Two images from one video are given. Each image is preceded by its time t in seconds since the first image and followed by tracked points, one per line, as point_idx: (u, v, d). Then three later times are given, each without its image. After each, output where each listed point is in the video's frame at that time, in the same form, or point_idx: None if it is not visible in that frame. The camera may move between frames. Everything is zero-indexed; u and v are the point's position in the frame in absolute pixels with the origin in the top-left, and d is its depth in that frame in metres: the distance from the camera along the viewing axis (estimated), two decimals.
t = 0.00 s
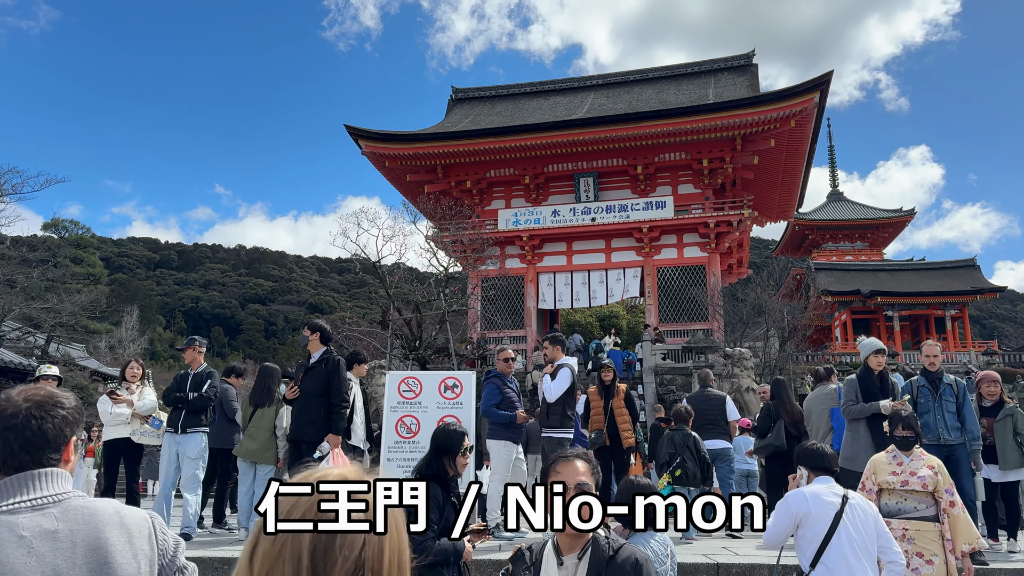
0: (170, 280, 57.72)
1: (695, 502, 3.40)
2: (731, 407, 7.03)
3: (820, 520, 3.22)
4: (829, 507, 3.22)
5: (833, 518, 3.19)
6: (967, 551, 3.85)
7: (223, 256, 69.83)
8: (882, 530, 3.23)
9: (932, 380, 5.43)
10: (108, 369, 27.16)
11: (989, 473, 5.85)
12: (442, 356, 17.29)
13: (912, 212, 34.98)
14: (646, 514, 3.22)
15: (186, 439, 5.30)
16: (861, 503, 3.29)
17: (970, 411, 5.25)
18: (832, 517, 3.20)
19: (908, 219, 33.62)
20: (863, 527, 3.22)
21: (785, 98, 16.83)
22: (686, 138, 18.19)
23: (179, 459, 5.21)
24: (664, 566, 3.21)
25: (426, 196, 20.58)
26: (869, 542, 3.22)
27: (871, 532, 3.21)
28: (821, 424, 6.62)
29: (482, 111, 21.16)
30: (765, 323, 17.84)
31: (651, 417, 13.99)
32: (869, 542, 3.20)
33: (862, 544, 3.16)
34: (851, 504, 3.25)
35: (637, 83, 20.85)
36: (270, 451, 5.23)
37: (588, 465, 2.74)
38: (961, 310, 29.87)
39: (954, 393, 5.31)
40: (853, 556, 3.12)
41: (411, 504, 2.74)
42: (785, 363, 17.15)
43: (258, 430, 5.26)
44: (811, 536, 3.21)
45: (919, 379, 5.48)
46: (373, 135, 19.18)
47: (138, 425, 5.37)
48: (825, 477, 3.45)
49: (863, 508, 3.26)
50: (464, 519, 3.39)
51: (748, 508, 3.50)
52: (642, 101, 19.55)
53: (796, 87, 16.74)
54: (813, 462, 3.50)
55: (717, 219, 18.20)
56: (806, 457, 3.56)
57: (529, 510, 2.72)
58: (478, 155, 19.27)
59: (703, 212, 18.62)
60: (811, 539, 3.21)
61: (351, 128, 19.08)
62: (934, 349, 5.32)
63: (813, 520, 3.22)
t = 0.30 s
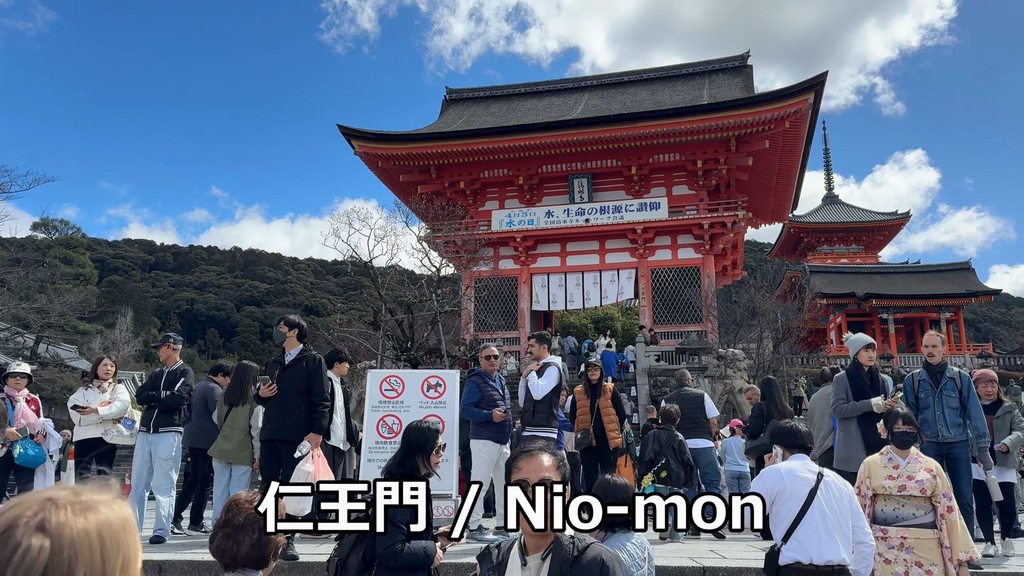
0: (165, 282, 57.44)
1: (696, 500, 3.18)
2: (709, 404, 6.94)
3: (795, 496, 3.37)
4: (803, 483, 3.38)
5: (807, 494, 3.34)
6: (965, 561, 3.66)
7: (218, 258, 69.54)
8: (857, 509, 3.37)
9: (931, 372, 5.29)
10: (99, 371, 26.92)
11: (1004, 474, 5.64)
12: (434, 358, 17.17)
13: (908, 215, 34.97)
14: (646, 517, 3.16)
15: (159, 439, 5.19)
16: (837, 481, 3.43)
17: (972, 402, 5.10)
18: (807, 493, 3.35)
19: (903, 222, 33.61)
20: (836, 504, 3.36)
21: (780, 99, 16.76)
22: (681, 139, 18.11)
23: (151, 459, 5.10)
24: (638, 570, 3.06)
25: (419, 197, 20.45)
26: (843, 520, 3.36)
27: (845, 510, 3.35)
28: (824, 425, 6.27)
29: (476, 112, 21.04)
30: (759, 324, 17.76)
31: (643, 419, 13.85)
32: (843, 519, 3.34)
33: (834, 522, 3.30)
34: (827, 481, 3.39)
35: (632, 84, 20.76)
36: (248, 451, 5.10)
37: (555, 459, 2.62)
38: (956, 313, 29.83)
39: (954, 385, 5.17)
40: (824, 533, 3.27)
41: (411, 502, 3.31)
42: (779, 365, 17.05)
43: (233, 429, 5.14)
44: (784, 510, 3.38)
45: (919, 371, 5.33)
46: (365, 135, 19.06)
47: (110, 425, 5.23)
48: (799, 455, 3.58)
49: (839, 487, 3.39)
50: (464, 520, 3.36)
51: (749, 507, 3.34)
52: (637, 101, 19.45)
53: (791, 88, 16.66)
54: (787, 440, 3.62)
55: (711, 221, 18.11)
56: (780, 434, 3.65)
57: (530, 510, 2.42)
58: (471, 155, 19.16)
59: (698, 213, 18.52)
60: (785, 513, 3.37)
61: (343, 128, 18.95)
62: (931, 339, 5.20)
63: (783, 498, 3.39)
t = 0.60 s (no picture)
0: (157, 285, 57.06)
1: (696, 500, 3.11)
2: (697, 410, 6.81)
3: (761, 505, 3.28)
4: (770, 491, 3.28)
5: (773, 502, 3.25)
6: (963, 572, 3.53)
7: (211, 261, 69.12)
8: (824, 517, 3.30)
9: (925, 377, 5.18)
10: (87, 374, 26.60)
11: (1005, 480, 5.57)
12: (425, 361, 17.02)
13: (901, 219, 35.05)
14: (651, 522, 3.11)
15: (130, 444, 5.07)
16: (803, 488, 3.33)
17: (969, 408, 4.94)
18: (773, 497, 3.27)
19: (896, 226, 33.68)
20: (805, 515, 3.27)
21: (773, 102, 16.72)
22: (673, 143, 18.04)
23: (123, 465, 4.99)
24: None
25: (411, 199, 20.31)
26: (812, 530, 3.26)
27: (813, 521, 3.26)
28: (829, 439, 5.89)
29: (468, 114, 20.94)
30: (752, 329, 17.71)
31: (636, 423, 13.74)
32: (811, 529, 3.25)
33: (801, 528, 3.23)
34: (793, 490, 3.30)
35: (625, 87, 20.71)
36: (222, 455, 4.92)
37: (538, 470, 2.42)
38: (948, 317, 29.88)
39: (948, 391, 5.05)
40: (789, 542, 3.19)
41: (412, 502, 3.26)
42: (771, 368, 16.97)
43: (208, 434, 4.99)
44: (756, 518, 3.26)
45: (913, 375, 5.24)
46: (356, 136, 18.94)
47: (81, 430, 5.07)
48: (767, 464, 3.44)
49: (807, 497, 3.30)
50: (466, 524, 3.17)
51: (749, 507, 3.20)
52: (630, 104, 19.37)
53: (784, 91, 16.62)
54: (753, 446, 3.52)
55: (704, 224, 18.03)
56: (745, 443, 3.51)
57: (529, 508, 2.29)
58: (463, 157, 19.06)
59: (691, 216, 18.43)
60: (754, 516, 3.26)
61: (334, 129, 18.81)
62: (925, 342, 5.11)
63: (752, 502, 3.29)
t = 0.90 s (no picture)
0: (148, 288, 56.63)
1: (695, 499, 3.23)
2: (693, 417, 6.72)
3: (715, 486, 3.37)
4: (724, 472, 3.35)
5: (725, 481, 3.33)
6: None
7: (203, 264, 68.67)
8: (781, 491, 3.32)
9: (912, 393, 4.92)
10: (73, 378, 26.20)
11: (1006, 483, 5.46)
12: (414, 363, 16.84)
13: (892, 224, 35.17)
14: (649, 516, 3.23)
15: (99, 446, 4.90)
16: (760, 465, 3.37)
17: (955, 424, 4.65)
18: (726, 479, 3.33)
19: (887, 231, 33.79)
20: (759, 487, 3.32)
21: (764, 104, 16.71)
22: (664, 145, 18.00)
23: (92, 467, 4.82)
24: None
25: (401, 201, 20.17)
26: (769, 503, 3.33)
27: (768, 493, 3.31)
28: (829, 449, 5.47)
29: (459, 116, 20.85)
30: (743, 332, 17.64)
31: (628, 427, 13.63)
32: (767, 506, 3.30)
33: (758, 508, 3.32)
34: (748, 468, 3.34)
35: (616, 90, 20.67)
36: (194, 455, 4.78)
37: (509, 470, 2.28)
38: (939, 322, 29.93)
39: (935, 409, 4.76)
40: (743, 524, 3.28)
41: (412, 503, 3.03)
42: (763, 372, 16.91)
43: (181, 432, 4.85)
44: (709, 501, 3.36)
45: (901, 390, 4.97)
46: (346, 137, 18.83)
47: (49, 431, 4.92)
48: (726, 443, 3.48)
49: (762, 473, 3.34)
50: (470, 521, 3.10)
51: (749, 508, 3.23)
52: (621, 107, 19.31)
53: (775, 93, 16.62)
54: (713, 429, 3.59)
55: (696, 227, 17.97)
56: (706, 422, 3.58)
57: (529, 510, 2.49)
58: (454, 159, 18.96)
59: (682, 219, 18.36)
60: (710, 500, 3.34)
61: (324, 131, 18.67)
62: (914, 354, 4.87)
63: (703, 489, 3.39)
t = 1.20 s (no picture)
0: (137, 293, 56.11)
1: (695, 499, 3.29)
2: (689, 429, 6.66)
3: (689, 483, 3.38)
4: (697, 469, 3.36)
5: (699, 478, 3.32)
6: None
7: (193, 268, 68.19)
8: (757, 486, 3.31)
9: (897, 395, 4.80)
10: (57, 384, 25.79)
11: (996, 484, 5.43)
12: (403, 368, 16.65)
13: (883, 230, 35.27)
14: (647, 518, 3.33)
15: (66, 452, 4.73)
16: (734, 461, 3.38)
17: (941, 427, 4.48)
18: (700, 476, 3.33)
19: (878, 238, 33.89)
20: (733, 481, 3.33)
21: (755, 109, 16.68)
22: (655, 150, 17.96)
23: (58, 474, 4.66)
24: None
25: (391, 204, 20.02)
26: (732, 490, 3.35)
27: (740, 490, 3.31)
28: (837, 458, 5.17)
29: (451, 119, 20.75)
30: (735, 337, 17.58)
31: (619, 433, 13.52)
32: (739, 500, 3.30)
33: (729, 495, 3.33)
34: (722, 463, 3.35)
35: (608, 94, 20.64)
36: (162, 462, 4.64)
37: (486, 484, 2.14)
38: (930, 328, 29.99)
39: (923, 411, 4.64)
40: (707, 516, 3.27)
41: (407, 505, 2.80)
42: (754, 377, 16.84)
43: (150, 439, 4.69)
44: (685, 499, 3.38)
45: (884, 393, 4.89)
46: (336, 140, 18.69)
47: (14, 436, 4.77)
48: (704, 440, 3.46)
49: (735, 467, 3.35)
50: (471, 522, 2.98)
51: (750, 506, 3.24)
52: (613, 111, 19.27)
53: (766, 98, 16.60)
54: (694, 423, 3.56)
55: (687, 231, 17.91)
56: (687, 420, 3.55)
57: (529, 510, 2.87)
58: (445, 163, 18.85)
59: (674, 224, 18.31)
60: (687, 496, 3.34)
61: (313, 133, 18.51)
62: (903, 354, 4.75)
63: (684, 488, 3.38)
